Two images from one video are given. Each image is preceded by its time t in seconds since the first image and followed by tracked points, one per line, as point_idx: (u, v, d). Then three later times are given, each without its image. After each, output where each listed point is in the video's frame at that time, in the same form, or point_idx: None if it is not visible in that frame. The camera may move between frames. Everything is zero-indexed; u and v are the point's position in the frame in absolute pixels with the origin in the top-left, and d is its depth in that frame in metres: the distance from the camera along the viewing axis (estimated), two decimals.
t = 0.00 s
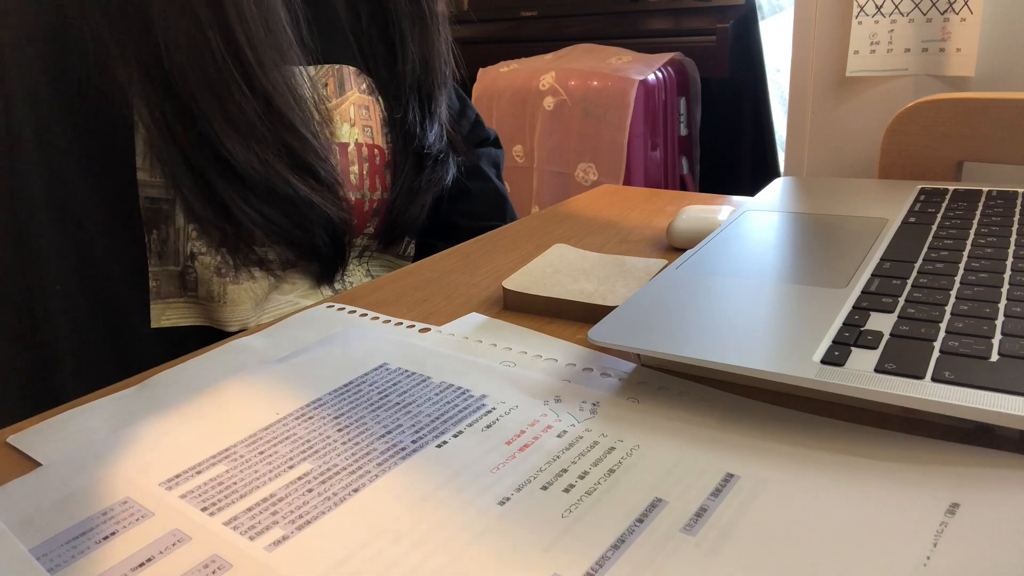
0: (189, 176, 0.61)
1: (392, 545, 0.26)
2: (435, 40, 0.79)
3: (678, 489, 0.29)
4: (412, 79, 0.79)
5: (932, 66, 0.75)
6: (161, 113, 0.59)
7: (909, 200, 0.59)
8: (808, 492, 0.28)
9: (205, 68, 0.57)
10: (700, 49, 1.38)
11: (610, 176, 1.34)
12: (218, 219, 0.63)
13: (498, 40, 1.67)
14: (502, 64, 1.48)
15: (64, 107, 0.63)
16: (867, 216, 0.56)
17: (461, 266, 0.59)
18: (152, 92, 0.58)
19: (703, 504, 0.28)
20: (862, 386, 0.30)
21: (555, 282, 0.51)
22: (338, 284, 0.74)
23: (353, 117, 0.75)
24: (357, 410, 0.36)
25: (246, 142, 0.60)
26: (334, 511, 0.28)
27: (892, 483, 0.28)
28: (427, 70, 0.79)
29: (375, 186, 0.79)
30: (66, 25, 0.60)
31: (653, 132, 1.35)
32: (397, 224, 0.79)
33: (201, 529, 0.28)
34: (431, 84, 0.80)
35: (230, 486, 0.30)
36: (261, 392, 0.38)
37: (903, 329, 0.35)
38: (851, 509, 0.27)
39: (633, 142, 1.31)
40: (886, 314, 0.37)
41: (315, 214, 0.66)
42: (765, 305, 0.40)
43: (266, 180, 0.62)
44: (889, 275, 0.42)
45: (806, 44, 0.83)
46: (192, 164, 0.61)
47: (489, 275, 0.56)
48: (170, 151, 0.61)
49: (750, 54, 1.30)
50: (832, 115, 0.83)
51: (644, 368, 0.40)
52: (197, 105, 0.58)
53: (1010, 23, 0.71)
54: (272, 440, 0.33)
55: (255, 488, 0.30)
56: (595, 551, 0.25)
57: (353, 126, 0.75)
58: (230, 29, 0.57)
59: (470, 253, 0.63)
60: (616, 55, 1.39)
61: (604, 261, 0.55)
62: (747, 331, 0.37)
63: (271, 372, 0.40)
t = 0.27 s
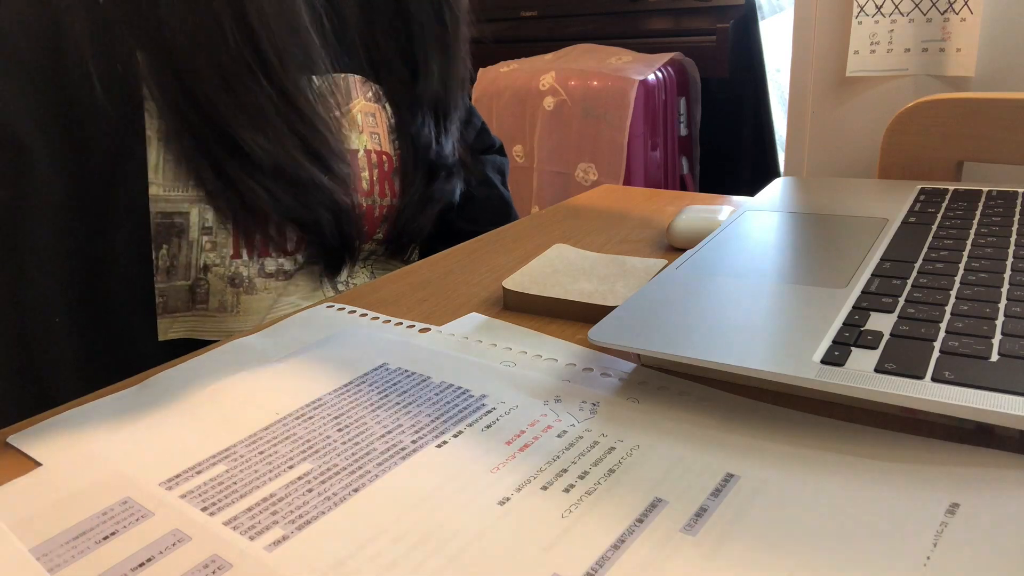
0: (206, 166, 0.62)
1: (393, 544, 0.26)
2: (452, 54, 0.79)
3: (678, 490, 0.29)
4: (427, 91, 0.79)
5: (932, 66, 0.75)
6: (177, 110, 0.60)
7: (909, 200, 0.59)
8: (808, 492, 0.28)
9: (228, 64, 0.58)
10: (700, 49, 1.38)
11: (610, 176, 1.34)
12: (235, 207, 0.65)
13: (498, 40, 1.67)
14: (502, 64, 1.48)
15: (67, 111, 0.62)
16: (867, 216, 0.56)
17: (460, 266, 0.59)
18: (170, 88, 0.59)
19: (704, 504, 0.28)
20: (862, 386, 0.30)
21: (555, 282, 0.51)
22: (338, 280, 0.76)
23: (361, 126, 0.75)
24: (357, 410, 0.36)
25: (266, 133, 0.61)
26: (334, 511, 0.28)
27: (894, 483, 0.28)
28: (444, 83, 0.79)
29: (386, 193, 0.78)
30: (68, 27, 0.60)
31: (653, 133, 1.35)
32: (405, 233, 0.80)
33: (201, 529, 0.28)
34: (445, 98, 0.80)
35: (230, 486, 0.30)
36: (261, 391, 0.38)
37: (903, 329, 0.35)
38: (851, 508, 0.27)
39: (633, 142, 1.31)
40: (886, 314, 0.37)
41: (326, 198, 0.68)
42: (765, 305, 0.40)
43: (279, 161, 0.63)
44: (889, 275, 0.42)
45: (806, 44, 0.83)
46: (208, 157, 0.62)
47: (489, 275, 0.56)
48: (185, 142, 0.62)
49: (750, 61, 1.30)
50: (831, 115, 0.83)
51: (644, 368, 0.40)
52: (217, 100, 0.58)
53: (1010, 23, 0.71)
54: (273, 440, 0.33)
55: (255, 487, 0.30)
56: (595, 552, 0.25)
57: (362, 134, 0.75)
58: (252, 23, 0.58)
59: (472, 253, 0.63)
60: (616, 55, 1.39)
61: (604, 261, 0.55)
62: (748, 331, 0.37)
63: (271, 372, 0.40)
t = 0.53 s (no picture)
0: (205, 176, 0.59)
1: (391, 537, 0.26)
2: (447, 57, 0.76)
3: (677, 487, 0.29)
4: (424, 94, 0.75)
5: (932, 66, 0.75)
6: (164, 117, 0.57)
7: (910, 200, 0.59)
8: (808, 490, 0.28)
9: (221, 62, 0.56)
10: (700, 49, 1.38)
11: (611, 176, 1.34)
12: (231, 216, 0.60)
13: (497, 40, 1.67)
14: (502, 65, 1.48)
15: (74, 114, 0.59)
16: (867, 216, 0.56)
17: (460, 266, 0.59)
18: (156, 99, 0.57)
19: (693, 498, 0.28)
20: (862, 386, 0.31)
21: (555, 282, 0.51)
22: (338, 286, 0.74)
23: (355, 131, 0.73)
24: (353, 405, 0.36)
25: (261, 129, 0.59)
26: (330, 503, 0.28)
27: (893, 483, 0.28)
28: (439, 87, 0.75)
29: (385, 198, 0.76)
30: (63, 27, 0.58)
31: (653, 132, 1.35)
32: (406, 239, 0.77)
33: (198, 521, 0.28)
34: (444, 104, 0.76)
35: (226, 478, 0.30)
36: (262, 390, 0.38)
37: (903, 329, 0.35)
38: (851, 507, 0.27)
39: (633, 142, 1.31)
40: (886, 314, 0.37)
41: (320, 209, 0.64)
42: (765, 305, 0.40)
43: (266, 181, 0.60)
44: (889, 275, 0.42)
45: (806, 44, 0.83)
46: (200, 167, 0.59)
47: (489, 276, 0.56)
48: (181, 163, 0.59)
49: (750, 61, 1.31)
50: (831, 115, 0.83)
51: (644, 368, 0.40)
52: (211, 99, 0.56)
53: (1011, 23, 0.71)
54: (267, 435, 0.34)
55: (250, 481, 0.30)
56: (586, 544, 0.25)
57: (357, 140, 0.74)
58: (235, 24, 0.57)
59: (471, 253, 0.63)
60: (616, 55, 1.39)
61: (604, 261, 0.55)
62: (748, 331, 0.37)
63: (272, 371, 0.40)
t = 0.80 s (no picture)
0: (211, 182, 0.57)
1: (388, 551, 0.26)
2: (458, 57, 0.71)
3: (681, 497, 0.28)
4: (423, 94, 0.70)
5: (932, 66, 0.75)
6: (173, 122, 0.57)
7: (910, 199, 0.59)
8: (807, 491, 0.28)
9: (223, 66, 0.58)
10: (700, 49, 1.38)
11: (610, 176, 1.34)
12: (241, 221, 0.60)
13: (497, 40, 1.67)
14: (502, 64, 1.48)
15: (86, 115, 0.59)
16: (867, 216, 0.56)
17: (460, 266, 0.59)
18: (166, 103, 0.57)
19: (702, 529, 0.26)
20: (861, 386, 0.30)
21: (555, 282, 0.51)
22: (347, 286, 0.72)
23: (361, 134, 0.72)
24: (356, 418, 0.36)
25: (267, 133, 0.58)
26: (320, 525, 0.28)
27: (892, 484, 0.28)
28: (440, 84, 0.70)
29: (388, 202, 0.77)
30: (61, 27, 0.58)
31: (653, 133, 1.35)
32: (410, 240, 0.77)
33: (189, 538, 0.28)
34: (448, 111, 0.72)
35: (221, 493, 0.30)
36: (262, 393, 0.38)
37: (903, 329, 0.35)
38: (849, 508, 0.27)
39: (633, 142, 1.31)
40: (886, 314, 0.37)
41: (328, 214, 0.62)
42: (766, 305, 0.40)
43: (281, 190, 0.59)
44: (889, 275, 0.42)
45: (805, 44, 0.83)
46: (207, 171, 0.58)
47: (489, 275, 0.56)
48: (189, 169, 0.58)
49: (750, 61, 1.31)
50: (831, 115, 0.83)
51: (644, 368, 0.40)
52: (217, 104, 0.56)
53: (1011, 23, 0.71)
54: (268, 448, 0.33)
55: (246, 496, 0.30)
56: None
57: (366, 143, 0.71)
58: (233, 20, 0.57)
59: (471, 253, 0.63)
60: (616, 55, 1.39)
61: (604, 261, 0.55)
62: (748, 331, 0.37)
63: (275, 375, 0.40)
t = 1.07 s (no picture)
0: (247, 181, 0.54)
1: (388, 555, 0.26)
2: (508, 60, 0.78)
3: (683, 499, 0.28)
4: (468, 92, 0.77)
5: (932, 66, 0.75)
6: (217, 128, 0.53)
7: (910, 200, 0.59)
8: (810, 492, 0.28)
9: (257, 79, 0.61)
10: (700, 49, 1.38)
11: (610, 176, 1.33)
12: (278, 238, 0.56)
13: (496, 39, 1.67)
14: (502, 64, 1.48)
15: (112, 106, 0.50)
16: (867, 216, 0.56)
17: (459, 266, 0.59)
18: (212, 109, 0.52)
19: (706, 533, 0.26)
20: (862, 386, 0.30)
21: (556, 282, 0.51)
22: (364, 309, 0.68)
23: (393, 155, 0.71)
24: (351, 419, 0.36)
25: (307, 134, 0.56)
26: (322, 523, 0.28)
27: (894, 485, 0.28)
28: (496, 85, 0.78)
29: (414, 223, 0.73)
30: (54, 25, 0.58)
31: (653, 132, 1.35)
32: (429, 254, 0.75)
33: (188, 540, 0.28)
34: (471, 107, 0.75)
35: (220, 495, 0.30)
36: (265, 389, 0.38)
37: (903, 329, 0.35)
38: (852, 509, 0.27)
39: (633, 142, 1.31)
40: (886, 314, 0.37)
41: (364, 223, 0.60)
42: (766, 305, 0.40)
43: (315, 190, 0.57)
44: (889, 275, 0.42)
45: (805, 44, 0.83)
46: (251, 177, 0.54)
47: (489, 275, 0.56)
48: (234, 178, 0.54)
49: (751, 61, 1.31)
50: (831, 115, 0.83)
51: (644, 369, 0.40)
52: (262, 105, 0.54)
53: (1010, 24, 0.71)
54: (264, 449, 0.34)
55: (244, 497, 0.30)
56: None
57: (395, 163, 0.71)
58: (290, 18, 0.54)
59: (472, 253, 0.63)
60: (616, 54, 1.39)
61: (604, 261, 0.55)
62: (748, 331, 0.37)
63: (279, 374, 0.40)
